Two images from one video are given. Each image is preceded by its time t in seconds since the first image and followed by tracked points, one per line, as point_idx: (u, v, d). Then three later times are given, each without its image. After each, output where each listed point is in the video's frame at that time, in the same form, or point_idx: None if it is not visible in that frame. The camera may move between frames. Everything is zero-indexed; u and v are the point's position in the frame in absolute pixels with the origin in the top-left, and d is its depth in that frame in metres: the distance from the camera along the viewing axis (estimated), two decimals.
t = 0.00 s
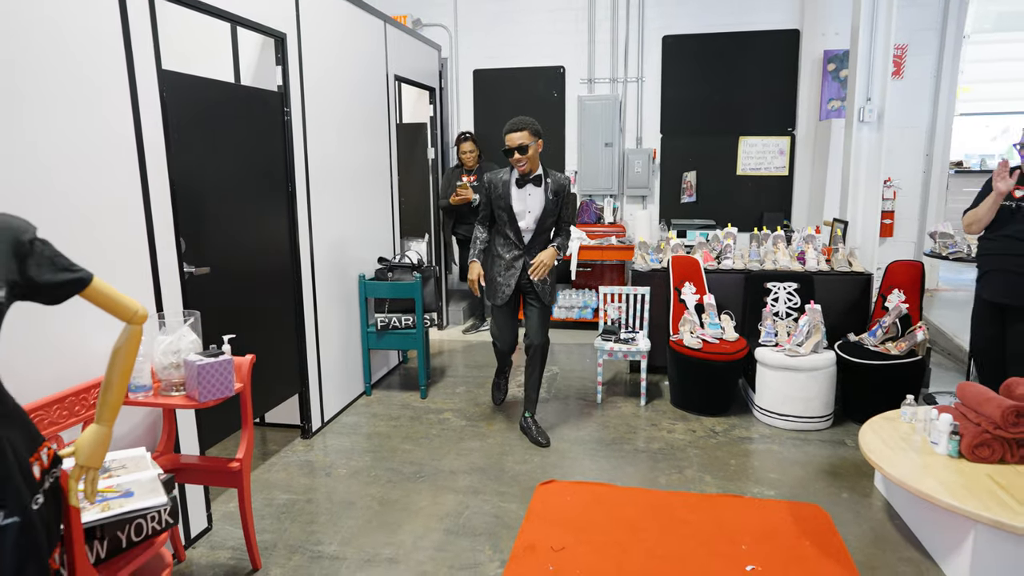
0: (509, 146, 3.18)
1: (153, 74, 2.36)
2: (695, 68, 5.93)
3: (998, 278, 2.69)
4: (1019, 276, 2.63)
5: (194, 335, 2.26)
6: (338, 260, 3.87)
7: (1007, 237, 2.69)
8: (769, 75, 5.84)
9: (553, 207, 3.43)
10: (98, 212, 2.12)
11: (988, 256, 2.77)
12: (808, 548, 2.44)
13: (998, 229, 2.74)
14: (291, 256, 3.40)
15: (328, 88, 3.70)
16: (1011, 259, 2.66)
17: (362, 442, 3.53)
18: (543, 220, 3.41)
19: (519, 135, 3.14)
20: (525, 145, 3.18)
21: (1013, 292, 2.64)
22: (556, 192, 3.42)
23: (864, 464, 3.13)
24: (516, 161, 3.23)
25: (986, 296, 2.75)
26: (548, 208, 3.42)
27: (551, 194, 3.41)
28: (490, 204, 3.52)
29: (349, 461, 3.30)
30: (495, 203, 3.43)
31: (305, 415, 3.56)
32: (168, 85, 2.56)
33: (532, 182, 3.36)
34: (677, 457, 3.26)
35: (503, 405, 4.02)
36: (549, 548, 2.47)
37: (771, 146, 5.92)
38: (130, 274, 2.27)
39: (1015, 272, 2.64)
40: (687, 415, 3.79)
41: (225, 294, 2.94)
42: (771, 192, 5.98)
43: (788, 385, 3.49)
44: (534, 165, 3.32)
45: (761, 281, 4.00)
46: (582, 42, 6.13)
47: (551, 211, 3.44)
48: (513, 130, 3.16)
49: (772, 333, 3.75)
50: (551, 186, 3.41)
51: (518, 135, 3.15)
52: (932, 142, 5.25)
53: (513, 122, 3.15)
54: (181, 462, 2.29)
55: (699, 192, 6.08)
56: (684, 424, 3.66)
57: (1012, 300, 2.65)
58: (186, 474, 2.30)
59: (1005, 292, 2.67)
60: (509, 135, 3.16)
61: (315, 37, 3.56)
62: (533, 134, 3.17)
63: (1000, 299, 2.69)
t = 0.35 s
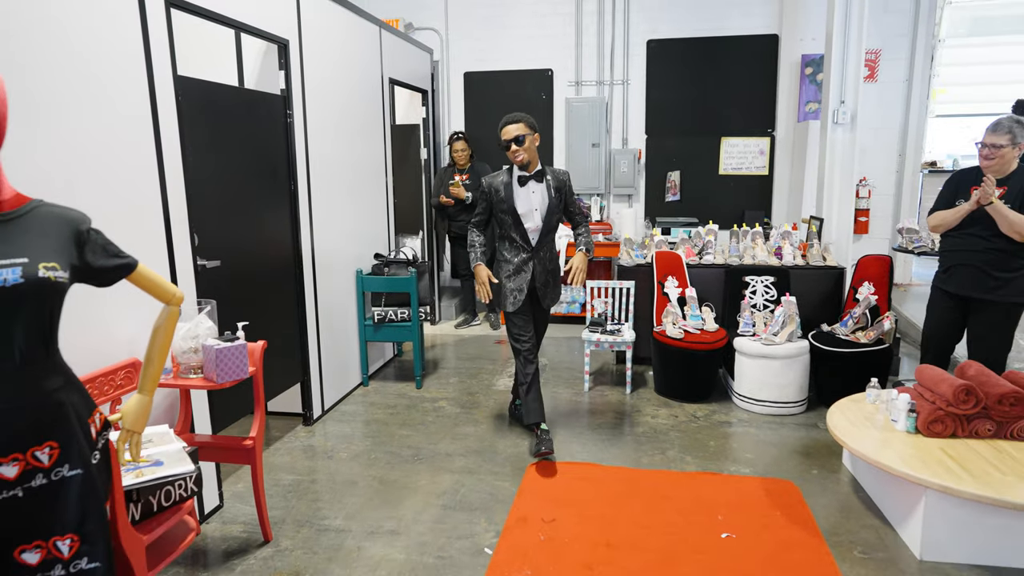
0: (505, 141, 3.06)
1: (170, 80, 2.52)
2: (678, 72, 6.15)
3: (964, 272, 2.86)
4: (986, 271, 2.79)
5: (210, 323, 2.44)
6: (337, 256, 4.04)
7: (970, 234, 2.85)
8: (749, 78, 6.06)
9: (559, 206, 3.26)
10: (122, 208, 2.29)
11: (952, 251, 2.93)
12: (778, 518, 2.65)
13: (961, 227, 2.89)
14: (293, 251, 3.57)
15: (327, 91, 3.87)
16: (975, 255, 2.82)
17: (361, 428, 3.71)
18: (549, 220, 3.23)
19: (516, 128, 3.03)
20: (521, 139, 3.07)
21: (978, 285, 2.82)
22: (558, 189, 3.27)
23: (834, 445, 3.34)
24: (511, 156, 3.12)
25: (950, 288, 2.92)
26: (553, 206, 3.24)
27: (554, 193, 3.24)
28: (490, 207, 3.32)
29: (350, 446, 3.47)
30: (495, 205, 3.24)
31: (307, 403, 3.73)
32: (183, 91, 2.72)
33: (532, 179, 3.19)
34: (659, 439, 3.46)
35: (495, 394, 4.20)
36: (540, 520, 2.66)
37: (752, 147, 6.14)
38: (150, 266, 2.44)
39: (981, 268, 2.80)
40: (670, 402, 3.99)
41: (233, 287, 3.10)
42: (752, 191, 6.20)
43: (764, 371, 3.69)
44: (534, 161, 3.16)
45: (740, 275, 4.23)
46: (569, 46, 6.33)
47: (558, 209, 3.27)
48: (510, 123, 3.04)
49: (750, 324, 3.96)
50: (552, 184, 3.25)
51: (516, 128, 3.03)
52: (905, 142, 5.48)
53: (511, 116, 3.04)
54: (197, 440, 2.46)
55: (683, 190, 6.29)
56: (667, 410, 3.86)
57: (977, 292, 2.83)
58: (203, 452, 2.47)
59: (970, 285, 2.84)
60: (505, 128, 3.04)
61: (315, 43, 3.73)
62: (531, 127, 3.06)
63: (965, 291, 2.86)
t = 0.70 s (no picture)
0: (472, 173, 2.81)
1: (183, 86, 2.68)
2: (664, 75, 6.34)
3: (925, 265, 3.05)
4: (945, 263, 3.00)
5: (224, 313, 2.62)
6: (336, 253, 4.20)
7: (929, 229, 3.06)
8: (733, 80, 6.26)
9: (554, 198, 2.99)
10: (140, 207, 2.45)
11: (911, 245, 3.13)
12: (754, 495, 2.84)
13: (920, 221, 3.10)
14: (295, 248, 3.73)
15: (327, 95, 4.03)
16: (934, 248, 3.03)
17: (360, 417, 3.87)
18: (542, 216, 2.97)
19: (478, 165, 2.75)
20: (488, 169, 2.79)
21: (937, 276, 3.02)
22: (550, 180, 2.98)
23: (809, 429, 3.55)
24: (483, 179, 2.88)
25: (912, 281, 3.12)
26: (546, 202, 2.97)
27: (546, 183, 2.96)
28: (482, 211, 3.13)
29: (351, 433, 3.65)
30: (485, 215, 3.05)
31: (308, 394, 3.90)
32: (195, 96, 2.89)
33: (518, 184, 2.90)
34: (645, 425, 3.65)
35: (488, 385, 4.38)
36: (532, 498, 2.84)
37: (735, 147, 6.34)
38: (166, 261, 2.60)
39: (940, 260, 3.01)
40: (655, 391, 4.19)
41: (239, 282, 3.27)
42: (736, 190, 6.41)
43: (745, 361, 3.89)
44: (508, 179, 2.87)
45: (722, 271, 4.45)
46: (558, 50, 6.51)
47: (553, 201, 3.00)
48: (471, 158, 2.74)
49: (731, 316, 4.17)
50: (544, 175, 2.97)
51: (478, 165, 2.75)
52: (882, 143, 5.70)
53: (470, 149, 2.72)
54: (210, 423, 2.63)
55: (669, 189, 6.50)
56: (652, 399, 4.05)
57: (937, 284, 3.03)
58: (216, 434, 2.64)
59: (930, 277, 3.05)
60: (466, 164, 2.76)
61: (316, 49, 3.90)
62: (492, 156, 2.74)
63: (926, 283, 3.06)
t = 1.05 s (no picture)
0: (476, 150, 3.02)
1: (195, 88, 2.83)
2: (649, 77, 6.55)
3: (885, 256, 3.27)
4: (904, 254, 3.22)
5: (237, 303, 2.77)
6: (333, 248, 4.36)
7: (887, 221, 3.27)
8: (715, 82, 6.47)
9: (520, 201, 2.89)
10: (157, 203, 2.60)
11: (871, 238, 3.33)
12: (733, 472, 3.04)
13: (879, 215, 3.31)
14: (295, 243, 3.88)
15: (325, 97, 4.18)
16: (893, 240, 3.24)
17: (359, 406, 4.03)
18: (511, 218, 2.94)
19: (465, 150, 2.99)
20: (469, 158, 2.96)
21: (897, 266, 3.24)
22: (516, 184, 2.85)
23: (787, 414, 3.75)
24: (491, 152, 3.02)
25: (874, 272, 3.33)
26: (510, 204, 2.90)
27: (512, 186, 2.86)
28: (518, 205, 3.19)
29: (351, 420, 3.80)
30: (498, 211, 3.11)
31: (308, 384, 4.04)
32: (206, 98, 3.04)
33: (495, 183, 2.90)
34: (631, 411, 3.84)
35: (481, 375, 4.55)
36: (527, 477, 3.02)
37: (717, 148, 6.56)
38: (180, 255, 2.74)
39: (900, 252, 3.23)
40: (641, 380, 4.38)
41: (244, 275, 3.41)
42: (718, 189, 6.62)
43: (726, 350, 4.09)
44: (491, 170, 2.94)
45: (704, 265, 4.66)
46: (546, 52, 6.69)
47: (523, 205, 2.89)
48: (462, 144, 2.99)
49: (713, 308, 4.37)
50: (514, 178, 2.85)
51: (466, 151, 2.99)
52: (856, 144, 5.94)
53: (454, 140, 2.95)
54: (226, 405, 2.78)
55: (654, 188, 6.70)
56: (639, 387, 4.24)
57: (896, 273, 3.26)
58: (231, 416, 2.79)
59: (890, 267, 3.27)
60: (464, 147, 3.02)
61: (315, 53, 4.05)
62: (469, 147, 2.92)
63: (886, 273, 3.29)
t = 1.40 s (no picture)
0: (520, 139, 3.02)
1: (201, 90, 2.95)
2: (637, 78, 6.71)
3: (853, 250, 3.46)
4: (871, 248, 3.42)
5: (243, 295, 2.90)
6: (331, 245, 4.48)
7: (856, 217, 3.46)
8: (702, 83, 6.64)
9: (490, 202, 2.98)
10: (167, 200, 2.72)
11: (839, 233, 3.52)
12: (717, 456, 3.19)
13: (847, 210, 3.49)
14: (294, 240, 4.00)
15: (322, 97, 4.30)
16: (861, 235, 3.44)
17: (356, 397, 4.16)
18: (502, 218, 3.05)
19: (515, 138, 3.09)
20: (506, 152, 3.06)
21: (864, 259, 3.45)
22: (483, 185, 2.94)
23: (768, 402, 3.92)
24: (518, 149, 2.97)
25: (842, 265, 3.53)
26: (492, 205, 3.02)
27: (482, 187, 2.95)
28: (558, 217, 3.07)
29: (349, 411, 3.93)
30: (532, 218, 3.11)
31: (307, 376, 4.17)
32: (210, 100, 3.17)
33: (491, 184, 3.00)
34: (620, 401, 3.99)
35: (474, 368, 4.69)
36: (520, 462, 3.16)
37: (703, 147, 6.72)
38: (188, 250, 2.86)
39: (866, 246, 3.43)
40: (629, 372, 4.53)
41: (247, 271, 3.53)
42: (704, 187, 6.79)
43: (711, 342, 4.25)
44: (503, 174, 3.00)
45: (690, 261, 4.83)
46: (536, 54, 6.84)
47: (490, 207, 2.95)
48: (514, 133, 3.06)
49: (698, 302, 4.53)
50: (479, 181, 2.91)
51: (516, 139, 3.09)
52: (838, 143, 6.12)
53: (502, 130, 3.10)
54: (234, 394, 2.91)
55: (642, 187, 6.86)
56: (627, 378, 4.40)
57: (863, 266, 3.46)
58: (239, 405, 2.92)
59: (857, 260, 3.47)
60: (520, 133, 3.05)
61: (313, 55, 4.17)
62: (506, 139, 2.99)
63: (855, 266, 3.48)
